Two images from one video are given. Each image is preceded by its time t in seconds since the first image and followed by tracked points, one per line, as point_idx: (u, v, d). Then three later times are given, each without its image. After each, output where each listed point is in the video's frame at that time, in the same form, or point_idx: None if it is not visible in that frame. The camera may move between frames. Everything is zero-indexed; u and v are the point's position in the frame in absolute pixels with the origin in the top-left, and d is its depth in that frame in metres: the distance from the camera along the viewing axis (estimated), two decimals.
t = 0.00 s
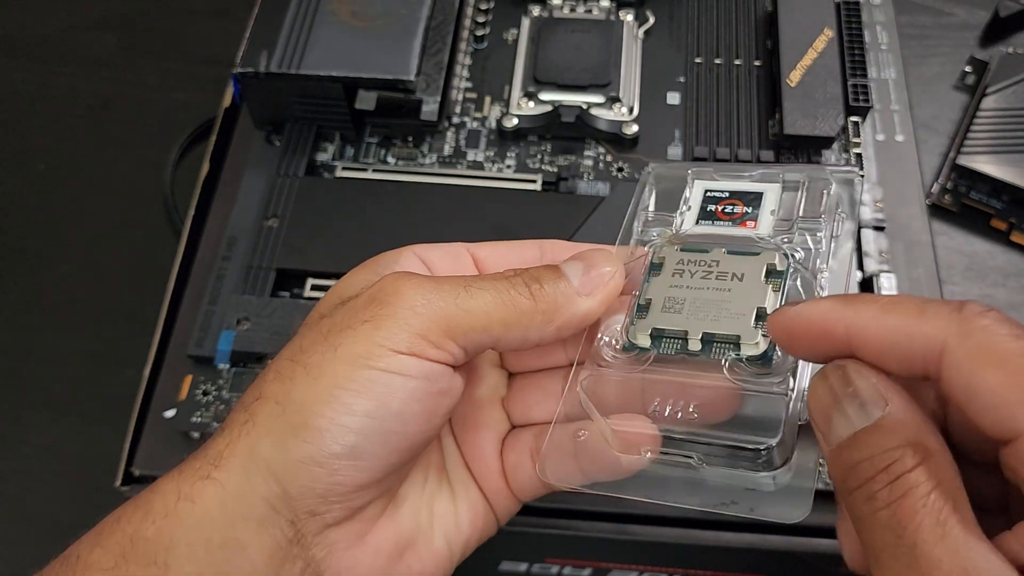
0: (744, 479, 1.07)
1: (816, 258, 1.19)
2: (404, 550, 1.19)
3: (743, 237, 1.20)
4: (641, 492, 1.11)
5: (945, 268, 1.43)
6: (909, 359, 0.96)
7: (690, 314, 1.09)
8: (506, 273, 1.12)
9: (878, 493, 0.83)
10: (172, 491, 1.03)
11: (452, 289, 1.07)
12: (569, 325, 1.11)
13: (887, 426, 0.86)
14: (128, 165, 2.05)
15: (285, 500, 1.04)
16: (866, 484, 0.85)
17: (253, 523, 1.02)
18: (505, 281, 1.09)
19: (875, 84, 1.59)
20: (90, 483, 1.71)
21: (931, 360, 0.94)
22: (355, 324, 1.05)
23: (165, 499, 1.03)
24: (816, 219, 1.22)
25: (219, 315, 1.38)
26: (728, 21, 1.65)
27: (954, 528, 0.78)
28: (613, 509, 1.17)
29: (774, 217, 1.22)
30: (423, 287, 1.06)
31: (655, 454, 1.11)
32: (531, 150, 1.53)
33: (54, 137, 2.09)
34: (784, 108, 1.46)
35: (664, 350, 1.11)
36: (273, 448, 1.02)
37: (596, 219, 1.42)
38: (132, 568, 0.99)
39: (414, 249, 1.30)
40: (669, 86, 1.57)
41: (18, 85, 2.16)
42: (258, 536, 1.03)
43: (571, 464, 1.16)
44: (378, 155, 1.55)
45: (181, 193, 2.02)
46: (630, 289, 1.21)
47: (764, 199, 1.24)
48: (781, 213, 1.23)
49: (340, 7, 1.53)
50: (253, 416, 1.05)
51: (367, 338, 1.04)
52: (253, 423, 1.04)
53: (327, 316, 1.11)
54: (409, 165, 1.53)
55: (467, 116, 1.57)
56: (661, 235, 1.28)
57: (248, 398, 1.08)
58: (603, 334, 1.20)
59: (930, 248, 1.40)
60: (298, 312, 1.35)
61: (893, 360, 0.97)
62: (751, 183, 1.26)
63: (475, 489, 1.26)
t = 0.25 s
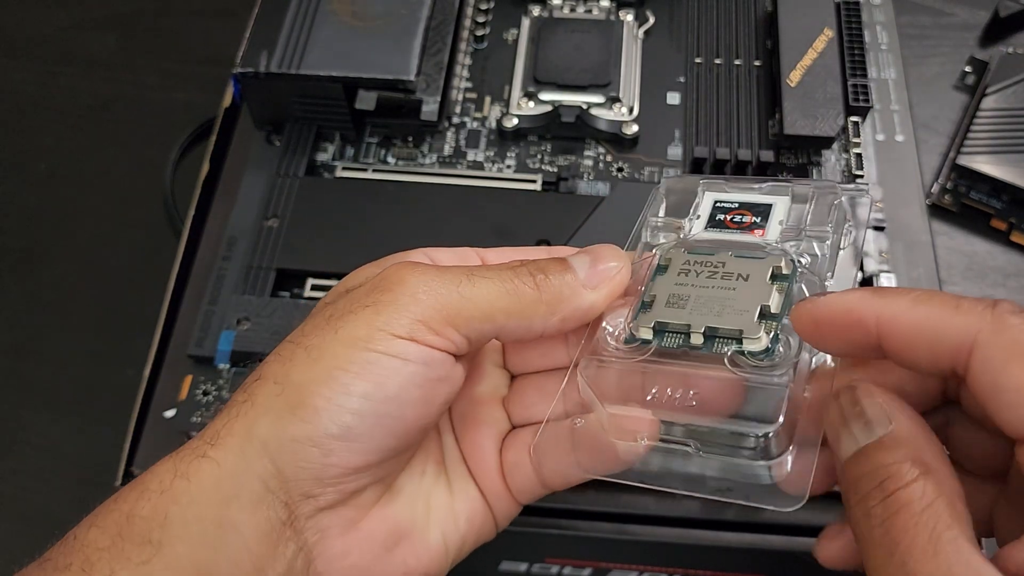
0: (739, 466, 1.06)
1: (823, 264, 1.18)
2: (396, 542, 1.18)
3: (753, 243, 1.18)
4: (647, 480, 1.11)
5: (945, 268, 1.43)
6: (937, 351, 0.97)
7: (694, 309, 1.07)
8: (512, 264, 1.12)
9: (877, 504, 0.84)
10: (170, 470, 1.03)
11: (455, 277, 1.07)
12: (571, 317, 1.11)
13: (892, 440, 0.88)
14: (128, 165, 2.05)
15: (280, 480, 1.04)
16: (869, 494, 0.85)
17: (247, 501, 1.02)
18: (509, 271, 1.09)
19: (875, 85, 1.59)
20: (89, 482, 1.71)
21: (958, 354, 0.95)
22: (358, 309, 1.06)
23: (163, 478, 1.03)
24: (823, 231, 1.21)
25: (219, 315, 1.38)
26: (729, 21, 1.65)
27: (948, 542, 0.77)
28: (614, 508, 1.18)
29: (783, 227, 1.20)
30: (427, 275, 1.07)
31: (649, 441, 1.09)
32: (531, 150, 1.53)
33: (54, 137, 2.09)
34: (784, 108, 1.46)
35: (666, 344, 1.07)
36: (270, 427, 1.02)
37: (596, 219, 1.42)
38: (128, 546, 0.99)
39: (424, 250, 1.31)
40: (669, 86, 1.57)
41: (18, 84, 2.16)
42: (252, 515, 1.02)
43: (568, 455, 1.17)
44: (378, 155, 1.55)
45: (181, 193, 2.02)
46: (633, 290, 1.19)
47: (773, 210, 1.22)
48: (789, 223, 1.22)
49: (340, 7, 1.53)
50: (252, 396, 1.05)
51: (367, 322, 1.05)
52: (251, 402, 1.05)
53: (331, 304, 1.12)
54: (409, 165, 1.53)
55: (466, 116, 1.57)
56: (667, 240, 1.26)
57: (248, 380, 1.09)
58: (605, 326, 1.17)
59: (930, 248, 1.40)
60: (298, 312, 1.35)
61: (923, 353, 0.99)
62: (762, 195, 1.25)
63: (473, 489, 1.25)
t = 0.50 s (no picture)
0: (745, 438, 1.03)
1: (816, 256, 1.17)
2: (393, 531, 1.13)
3: (746, 235, 1.17)
4: (653, 457, 1.07)
5: (944, 268, 1.44)
6: (910, 361, 0.95)
7: (691, 294, 1.06)
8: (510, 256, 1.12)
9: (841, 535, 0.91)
10: (165, 461, 1.01)
11: (454, 268, 1.07)
12: (571, 308, 1.11)
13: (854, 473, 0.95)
14: (129, 165, 2.06)
15: (279, 469, 1.01)
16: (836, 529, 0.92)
17: (246, 489, 0.99)
18: (508, 262, 1.09)
19: (874, 85, 1.60)
20: (90, 482, 1.72)
21: (931, 366, 0.93)
22: (357, 299, 1.05)
23: (157, 469, 1.01)
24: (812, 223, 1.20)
25: (220, 315, 1.38)
26: (728, 21, 1.65)
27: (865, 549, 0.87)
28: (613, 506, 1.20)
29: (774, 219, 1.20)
30: (426, 266, 1.06)
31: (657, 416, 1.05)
32: (531, 150, 1.54)
33: (55, 137, 2.10)
34: (784, 108, 1.46)
35: (664, 327, 1.07)
36: (270, 415, 1.01)
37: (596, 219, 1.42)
38: (122, 536, 0.96)
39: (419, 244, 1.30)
40: (669, 86, 1.58)
41: (19, 85, 2.17)
42: (250, 503, 0.99)
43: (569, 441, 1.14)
44: (378, 155, 1.56)
45: (182, 192, 2.02)
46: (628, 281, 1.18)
47: (762, 206, 1.22)
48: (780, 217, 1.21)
49: (341, 8, 1.53)
50: (251, 384, 1.04)
51: (368, 311, 1.04)
52: (250, 391, 1.03)
53: (331, 295, 1.11)
54: (410, 165, 1.54)
55: (467, 116, 1.58)
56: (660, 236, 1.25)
57: (246, 370, 1.07)
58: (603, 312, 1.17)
59: (929, 248, 1.41)
60: (298, 312, 1.36)
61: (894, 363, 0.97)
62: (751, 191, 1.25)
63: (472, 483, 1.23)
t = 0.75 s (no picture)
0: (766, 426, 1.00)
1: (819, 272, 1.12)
2: (396, 532, 1.12)
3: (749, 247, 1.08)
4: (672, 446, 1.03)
5: (944, 268, 1.44)
6: (871, 391, 0.90)
7: (703, 289, 1.04)
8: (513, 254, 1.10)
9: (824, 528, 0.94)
10: (166, 461, 1.00)
11: (457, 267, 1.05)
12: (577, 306, 1.09)
13: (835, 464, 0.96)
14: (129, 165, 2.06)
15: (281, 469, 1.00)
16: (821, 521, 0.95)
17: (248, 490, 0.98)
18: (511, 261, 1.07)
19: (874, 85, 1.59)
20: (90, 482, 1.72)
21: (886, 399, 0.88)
22: (358, 298, 1.03)
23: (158, 470, 0.99)
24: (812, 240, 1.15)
25: (220, 316, 1.38)
26: (728, 21, 1.65)
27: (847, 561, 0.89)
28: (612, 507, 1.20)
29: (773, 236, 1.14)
30: (428, 264, 1.04)
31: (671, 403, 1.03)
32: (531, 150, 1.54)
33: (54, 137, 2.10)
34: (784, 108, 1.46)
35: (676, 321, 1.04)
36: (272, 414, 0.99)
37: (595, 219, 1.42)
38: (124, 536, 0.95)
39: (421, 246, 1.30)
40: (669, 87, 1.58)
41: (19, 85, 2.17)
42: (252, 502, 0.98)
43: (571, 443, 1.14)
44: (379, 155, 1.56)
45: (182, 192, 2.02)
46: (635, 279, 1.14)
47: (760, 225, 1.14)
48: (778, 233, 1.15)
49: (341, 8, 1.53)
50: (253, 384, 1.03)
51: (369, 310, 1.02)
52: (251, 391, 1.02)
53: (334, 293, 1.10)
54: (409, 165, 1.54)
55: (467, 116, 1.58)
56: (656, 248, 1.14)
57: (248, 370, 1.06)
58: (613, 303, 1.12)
59: (929, 249, 1.41)
60: (298, 312, 1.36)
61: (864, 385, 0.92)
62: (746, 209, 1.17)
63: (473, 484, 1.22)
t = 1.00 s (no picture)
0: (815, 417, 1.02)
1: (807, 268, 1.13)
2: (397, 544, 1.10)
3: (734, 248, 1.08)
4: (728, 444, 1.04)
5: (944, 268, 1.44)
6: (921, 372, 0.93)
7: (718, 294, 1.02)
8: (520, 266, 1.05)
9: (849, 511, 0.94)
10: (166, 474, 0.99)
11: (461, 282, 1.00)
12: (582, 323, 1.04)
13: (863, 454, 0.96)
14: (129, 165, 2.06)
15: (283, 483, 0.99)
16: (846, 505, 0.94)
17: (248, 505, 0.97)
18: (517, 275, 1.02)
19: (874, 85, 1.59)
20: (90, 482, 1.72)
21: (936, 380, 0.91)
22: (360, 313, 1.00)
23: (159, 483, 0.99)
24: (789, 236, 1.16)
25: (220, 316, 1.38)
26: (728, 21, 1.65)
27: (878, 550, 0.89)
28: (612, 507, 1.20)
29: (755, 235, 1.14)
30: (431, 279, 1.00)
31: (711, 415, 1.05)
32: (531, 150, 1.54)
33: (54, 137, 2.09)
34: (784, 108, 1.46)
35: (696, 329, 1.02)
36: (273, 430, 0.98)
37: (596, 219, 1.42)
38: (125, 550, 0.96)
39: (419, 250, 1.27)
40: (669, 87, 1.58)
41: (18, 85, 2.17)
42: (252, 517, 0.97)
43: (573, 456, 1.14)
44: (378, 155, 1.56)
45: (181, 192, 2.02)
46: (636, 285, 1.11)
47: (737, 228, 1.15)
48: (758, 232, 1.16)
49: (341, 8, 1.53)
50: (253, 398, 1.00)
51: (371, 326, 0.99)
52: (251, 405, 1.00)
53: (336, 303, 1.06)
54: (409, 165, 1.54)
55: (467, 116, 1.58)
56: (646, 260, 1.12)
57: (248, 381, 1.04)
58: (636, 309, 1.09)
59: (929, 249, 1.41)
60: (297, 312, 1.36)
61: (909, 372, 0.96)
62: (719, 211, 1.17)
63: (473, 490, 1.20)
